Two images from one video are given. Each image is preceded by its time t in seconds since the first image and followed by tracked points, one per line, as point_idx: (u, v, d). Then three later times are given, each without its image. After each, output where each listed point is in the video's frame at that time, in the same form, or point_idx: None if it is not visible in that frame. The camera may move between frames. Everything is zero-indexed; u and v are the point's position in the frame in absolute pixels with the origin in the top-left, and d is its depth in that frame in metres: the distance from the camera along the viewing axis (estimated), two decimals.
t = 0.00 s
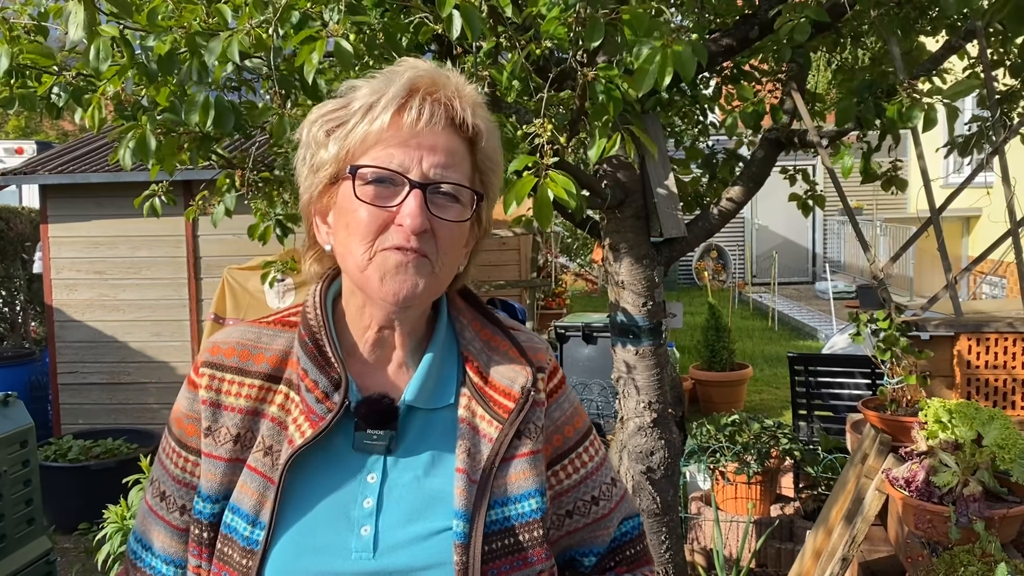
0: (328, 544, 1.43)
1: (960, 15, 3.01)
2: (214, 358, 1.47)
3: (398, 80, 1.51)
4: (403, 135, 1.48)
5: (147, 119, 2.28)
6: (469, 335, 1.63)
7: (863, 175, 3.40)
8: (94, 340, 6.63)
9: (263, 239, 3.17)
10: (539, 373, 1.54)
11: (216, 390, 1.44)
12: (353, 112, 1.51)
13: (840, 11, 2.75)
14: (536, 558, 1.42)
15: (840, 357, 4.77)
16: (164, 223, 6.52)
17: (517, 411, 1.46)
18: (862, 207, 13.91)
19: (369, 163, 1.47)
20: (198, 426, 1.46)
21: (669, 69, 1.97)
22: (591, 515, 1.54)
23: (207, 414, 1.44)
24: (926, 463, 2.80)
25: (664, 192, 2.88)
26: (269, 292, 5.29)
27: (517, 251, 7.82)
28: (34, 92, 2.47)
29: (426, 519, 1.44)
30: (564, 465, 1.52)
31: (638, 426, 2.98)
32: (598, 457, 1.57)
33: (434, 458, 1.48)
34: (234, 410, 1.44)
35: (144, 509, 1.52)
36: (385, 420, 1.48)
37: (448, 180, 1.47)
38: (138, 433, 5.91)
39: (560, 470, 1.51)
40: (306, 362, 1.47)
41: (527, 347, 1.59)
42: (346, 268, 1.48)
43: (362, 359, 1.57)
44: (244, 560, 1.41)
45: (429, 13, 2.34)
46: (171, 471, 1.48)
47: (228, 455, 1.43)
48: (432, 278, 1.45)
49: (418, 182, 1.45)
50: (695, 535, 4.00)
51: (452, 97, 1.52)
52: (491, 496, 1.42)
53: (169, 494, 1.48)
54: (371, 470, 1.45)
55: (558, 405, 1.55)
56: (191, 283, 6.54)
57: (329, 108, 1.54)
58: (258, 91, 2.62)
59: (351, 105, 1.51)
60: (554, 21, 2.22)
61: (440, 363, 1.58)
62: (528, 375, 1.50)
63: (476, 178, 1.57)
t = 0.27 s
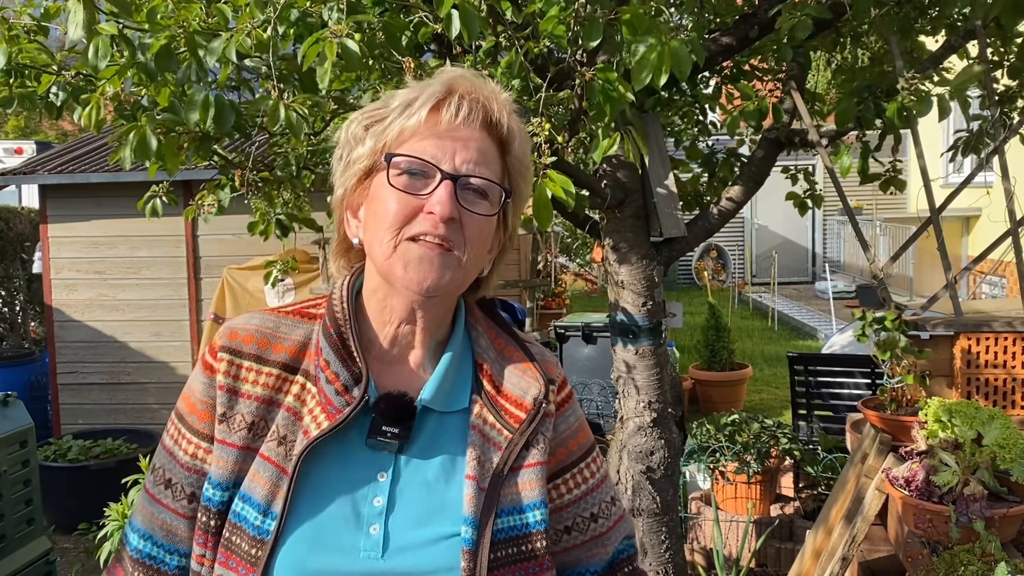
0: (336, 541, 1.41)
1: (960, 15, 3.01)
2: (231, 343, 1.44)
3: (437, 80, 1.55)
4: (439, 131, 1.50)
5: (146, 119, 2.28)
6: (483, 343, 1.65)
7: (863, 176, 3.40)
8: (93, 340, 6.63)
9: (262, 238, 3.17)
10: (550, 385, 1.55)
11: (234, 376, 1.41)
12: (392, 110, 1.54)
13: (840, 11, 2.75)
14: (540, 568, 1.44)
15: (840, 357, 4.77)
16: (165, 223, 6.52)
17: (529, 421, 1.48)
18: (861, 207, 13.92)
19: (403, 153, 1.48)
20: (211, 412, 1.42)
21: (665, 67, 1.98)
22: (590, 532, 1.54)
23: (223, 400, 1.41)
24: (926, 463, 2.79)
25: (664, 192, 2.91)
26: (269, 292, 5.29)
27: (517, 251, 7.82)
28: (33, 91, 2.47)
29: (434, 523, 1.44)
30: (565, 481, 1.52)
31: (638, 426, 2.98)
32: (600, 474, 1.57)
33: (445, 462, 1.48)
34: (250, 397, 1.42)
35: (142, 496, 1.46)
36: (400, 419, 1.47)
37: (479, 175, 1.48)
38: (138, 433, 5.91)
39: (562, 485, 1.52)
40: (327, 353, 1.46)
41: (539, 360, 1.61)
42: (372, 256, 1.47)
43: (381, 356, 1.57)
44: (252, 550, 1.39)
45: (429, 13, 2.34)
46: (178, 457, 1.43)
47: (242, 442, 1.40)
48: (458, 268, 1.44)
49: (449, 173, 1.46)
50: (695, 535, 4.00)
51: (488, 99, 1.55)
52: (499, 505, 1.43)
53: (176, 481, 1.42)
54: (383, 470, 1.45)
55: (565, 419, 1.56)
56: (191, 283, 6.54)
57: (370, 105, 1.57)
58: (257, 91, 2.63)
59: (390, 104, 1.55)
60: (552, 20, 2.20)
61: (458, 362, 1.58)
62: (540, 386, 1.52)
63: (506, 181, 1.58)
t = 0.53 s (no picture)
0: (325, 532, 1.43)
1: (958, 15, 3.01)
2: (227, 341, 1.47)
3: (422, 80, 1.57)
4: (423, 128, 1.52)
5: (146, 119, 2.28)
6: (477, 340, 1.64)
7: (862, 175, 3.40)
8: (93, 340, 6.63)
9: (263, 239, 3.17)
10: (542, 383, 1.54)
11: (228, 373, 1.44)
12: (377, 111, 1.56)
13: (839, 12, 2.75)
14: (528, 567, 1.42)
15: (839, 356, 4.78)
16: (164, 224, 6.52)
17: (519, 417, 1.46)
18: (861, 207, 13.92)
19: (389, 149, 1.50)
20: (207, 409, 1.45)
21: (670, 69, 1.99)
22: (582, 535, 1.54)
23: (217, 396, 1.44)
24: (926, 463, 2.80)
25: (663, 192, 2.90)
26: (269, 293, 5.30)
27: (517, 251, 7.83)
28: (33, 92, 2.47)
29: (423, 517, 1.43)
30: (558, 481, 1.52)
31: (638, 427, 2.98)
32: (594, 477, 1.57)
33: (435, 456, 1.48)
34: (244, 394, 1.44)
35: (145, 494, 1.49)
36: (389, 411, 1.47)
37: (465, 169, 1.49)
38: (138, 434, 5.91)
39: (555, 486, 1.52)
40: (318, 350, 1.48)
41: (532, 358, 1.60)
42: (361, 252, 1.48)
43: (372, 353, 1.57)
44: (239, 542, 1.40)
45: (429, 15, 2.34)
46: (177, 454, 1.46)
47: (234, 438, 1.42)
48: (445, 262, 1.44)
49: (434, 168, 1.47)
50: (695, 535, 4.00)
51: (472, 97, 1.57)
52: (488, 502, 1.42)
53: (176, 478, 1.46)
54: (372, 463, 1.45)
55: (559, 420, 1.55)
56: (190, 283, 6.54)
57: (358, 108, 1.60)
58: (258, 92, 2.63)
59: (378, 105, 1.57)
60: (552, 19, 2.21)
61: (451, 354, 1.59)
62: (532, 383, 1.50)
63: (493, 179, 1.59)
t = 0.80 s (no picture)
0: (313, 533, 1.43)
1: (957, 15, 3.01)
2: (216, 348, 1.50)
3: (391, 80, 1.53)
4: (396, 135, 1.49)
5: (146, 121, 2.28)
6: (466, 336, 1.62)
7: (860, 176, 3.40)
8: (93, 341, 6.63)
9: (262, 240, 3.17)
10: (530, 374, 1.51)
11: (216, 379, 1.47)
12: (347, 116, 1.54)
13: (837, 13, 2.76)
14: (515, 561, 1.41)
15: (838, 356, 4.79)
16: (164, 224, 6.52)
17: (506, 411, 1.45)
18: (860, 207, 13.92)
19: (364, 160, 1.48)
20: (198, 415, 1.48)
21: (663, 74, 1.99)
22: (571, 527, 1.48)
23: (206, 402, 1.47)
24: (924, 463, 2.79)
25: (662, 192, 2.91)
26: (268, 294, 5.30)
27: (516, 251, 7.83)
28: (33, 93, 2.47)
29: (411, 515, 1.43)
30: (545, 470, 1.47)
31: (637, 427, 2.98)
32: (584, 466, 1.52)
33: (425, 453, 1.48)
34: (232, 399, 1.46)
35: (144, 502, 1.53)
36: (374, 412, 1.47)
37: (442, 176, 1.47)
38: (138, 434, 5.91)
39: (542, 474, 1.47)
40: (301, 353, 1.48)
41: (521, 351, 1.57)
42: (343, 265, 1.49)
43: (357, 355, 1.57)
44: (230, 546, 1.43)
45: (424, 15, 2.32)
46: (172, 461, 1.50)
47: (224, 443, 1.45)
48: (427, 274, 1.45)
49: (412, 178, 1.46)
50: (694, 535, 4.00)
51: (444, 95, 1.53)
52: (477, 497, 1.41)
53: (171, 485, 1.50)
54: (360, 463, 1.46)
55: (546, 408, 1.52)
56: (190, 284, 6.54)
57: (327, 110, 1.56)
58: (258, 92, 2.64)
59: (347, 108, 1.54)
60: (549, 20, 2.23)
61: (439, 350, 1.58)
62: (518, 375, 1.48)
63: (470, 177, 1.57)
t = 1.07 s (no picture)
0: (299, 544, 1.43)
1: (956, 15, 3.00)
2: (203, 358, 1.53)
3: (367, 85, 1.48)
4: (376, 143, 1.46)
5: (146, 122, 2.28)
6: (455, 337, 1.56)
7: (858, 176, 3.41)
8: (93, 341, 6.63)
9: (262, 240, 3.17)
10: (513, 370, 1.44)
11: (203, 389, 1.49)
12: (324, 123, 1.50)
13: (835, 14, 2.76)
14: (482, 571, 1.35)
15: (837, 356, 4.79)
16: (164, 225, 6.52)
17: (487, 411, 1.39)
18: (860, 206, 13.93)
19: (343, 173, 1.46)
20: (186, 424, 1.51)
21: (658, 74, 1.99)
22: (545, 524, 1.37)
23: (194, 412, 1.49)
24: (922, 462, 2.77)
25: (662, 192, 2.91)
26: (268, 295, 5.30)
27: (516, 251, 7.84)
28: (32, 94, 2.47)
29: (396, 523, 1.41)
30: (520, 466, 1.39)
31: (637, 427, 2.98)
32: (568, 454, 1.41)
33: (411, 459, 1.46)
34: (219, 409, 1.48)
35: (138, 510, 1.57)
36: (361, 421, 1.45)
37: (424, 186, 1.44)
38: (137, 435, 5.90)
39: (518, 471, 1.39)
40: (287, 361, 1.48)
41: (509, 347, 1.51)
42: (328, 277, 1.48)
43: (344, 362, 1.56)
44: (218, 556, 1.44)
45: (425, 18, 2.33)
46: (162, 470, 1.54)
47: (212, 452, 1.46)
48: (413, 288, 1.43)
49: (394, 190, 1.43)
50: (694, 535, 4.00)
51: (422, 97, 1.49)
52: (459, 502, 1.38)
53: (162, 494, 1.53)
54: (348, 472, 1.45)
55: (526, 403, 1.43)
56: (190, 284, 6.54)
57: (301, 117, 1.52)
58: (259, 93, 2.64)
59: (322, 114, 1.50)
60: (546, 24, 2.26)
61: (426, 355, 1.54)
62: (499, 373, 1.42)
63: (452, 179, 1.53)
